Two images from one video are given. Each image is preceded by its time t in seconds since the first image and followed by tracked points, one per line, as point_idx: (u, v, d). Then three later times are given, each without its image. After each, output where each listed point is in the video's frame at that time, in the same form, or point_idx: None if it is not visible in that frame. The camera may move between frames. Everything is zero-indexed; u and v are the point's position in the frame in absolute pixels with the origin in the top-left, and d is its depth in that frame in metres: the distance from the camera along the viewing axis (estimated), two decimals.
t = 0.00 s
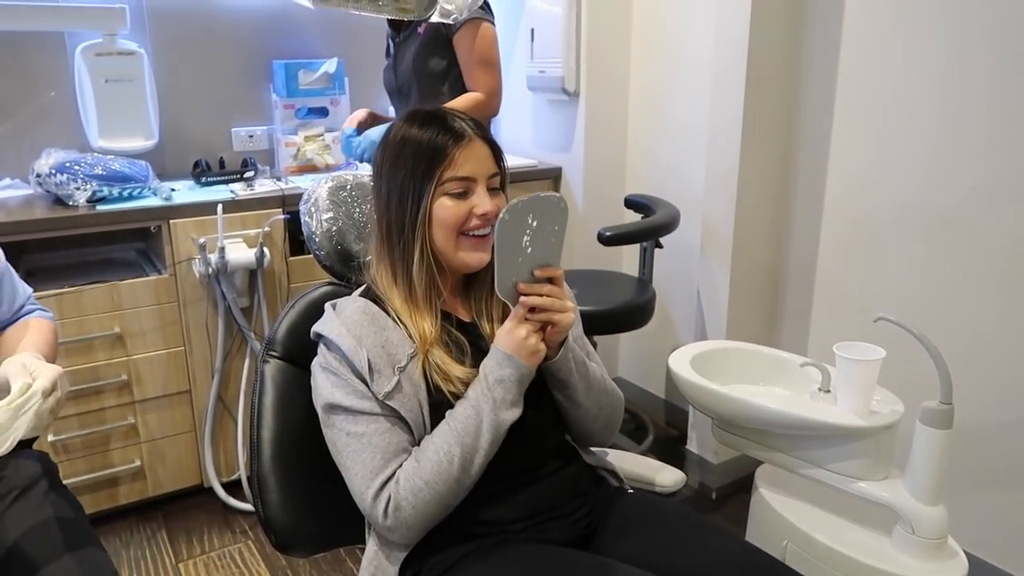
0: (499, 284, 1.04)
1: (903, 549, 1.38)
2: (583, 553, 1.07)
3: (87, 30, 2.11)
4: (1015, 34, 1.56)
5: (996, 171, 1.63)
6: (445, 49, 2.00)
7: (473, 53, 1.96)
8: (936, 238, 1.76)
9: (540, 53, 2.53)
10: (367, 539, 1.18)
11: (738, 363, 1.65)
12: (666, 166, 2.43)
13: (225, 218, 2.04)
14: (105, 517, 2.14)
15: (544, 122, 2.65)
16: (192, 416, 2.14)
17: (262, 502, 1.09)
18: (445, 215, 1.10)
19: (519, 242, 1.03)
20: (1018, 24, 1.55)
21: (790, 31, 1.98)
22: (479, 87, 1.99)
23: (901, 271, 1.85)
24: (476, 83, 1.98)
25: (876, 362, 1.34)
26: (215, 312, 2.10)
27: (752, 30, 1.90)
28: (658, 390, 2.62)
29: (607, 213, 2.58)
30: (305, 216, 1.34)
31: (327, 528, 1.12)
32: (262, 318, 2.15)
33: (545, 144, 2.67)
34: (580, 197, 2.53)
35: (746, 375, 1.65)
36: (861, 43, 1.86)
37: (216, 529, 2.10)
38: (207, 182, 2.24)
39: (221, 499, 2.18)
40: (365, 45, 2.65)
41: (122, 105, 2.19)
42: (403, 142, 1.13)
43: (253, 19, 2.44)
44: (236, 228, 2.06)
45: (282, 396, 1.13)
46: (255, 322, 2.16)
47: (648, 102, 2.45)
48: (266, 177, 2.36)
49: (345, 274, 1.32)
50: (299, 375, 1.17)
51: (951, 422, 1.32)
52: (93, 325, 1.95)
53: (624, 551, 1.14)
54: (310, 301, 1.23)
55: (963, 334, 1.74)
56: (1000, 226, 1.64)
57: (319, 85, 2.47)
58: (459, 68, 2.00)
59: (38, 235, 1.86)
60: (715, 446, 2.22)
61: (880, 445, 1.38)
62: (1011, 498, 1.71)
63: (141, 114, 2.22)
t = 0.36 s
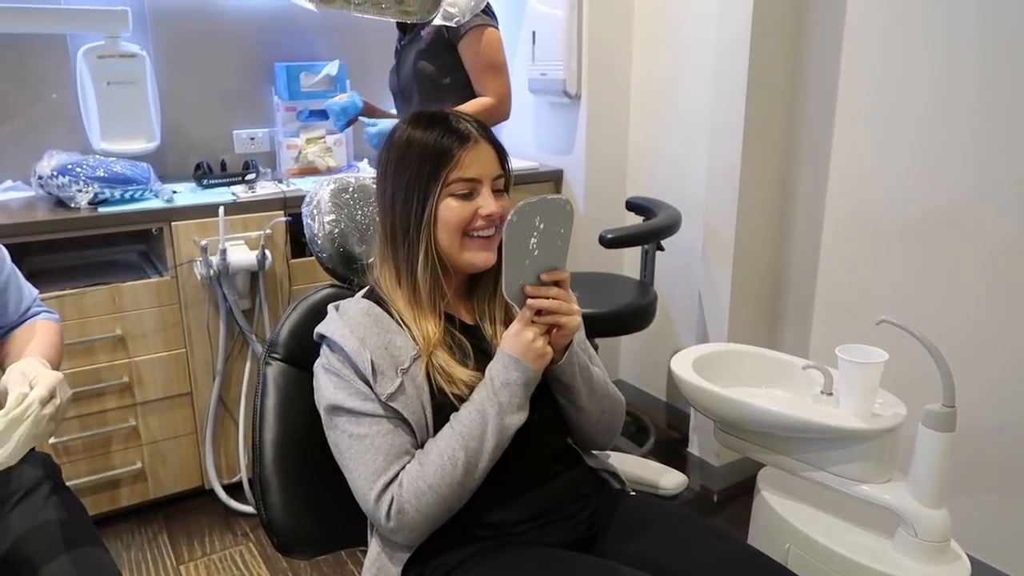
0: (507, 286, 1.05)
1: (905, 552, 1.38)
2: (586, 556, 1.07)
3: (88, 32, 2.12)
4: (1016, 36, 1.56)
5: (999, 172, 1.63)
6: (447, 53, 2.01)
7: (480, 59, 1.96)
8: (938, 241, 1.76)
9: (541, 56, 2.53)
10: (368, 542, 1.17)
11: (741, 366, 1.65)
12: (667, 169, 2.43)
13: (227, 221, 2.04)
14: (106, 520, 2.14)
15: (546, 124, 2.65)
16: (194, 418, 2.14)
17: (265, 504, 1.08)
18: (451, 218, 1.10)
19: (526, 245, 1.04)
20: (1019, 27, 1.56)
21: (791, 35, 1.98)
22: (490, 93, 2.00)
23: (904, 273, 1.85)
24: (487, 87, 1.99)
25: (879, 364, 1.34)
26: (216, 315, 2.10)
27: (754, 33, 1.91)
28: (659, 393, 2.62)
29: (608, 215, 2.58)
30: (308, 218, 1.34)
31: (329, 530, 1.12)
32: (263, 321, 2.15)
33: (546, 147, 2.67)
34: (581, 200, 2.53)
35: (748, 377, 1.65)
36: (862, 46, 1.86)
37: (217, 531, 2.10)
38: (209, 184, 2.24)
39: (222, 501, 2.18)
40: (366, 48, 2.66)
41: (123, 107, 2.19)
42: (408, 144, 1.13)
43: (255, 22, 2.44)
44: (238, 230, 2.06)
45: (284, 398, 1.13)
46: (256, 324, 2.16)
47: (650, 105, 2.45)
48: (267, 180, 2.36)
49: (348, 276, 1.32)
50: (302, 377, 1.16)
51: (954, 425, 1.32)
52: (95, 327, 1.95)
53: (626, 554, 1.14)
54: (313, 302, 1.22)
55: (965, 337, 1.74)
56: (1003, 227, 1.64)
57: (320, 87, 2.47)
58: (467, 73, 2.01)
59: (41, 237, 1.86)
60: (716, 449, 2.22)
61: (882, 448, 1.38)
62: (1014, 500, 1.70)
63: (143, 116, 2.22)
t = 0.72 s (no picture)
0: (516, 290, 1.05)
1: (909, 555, 1.38)
2: (590, 559, 1.06)
3: (91, 34, 2.12)
4: (1019, 40, 1.56)
5: (1003, 174, 1.63)
6: (451, 60, 2.01)
7: (484, 68, 1.96)
8: (940, 244, 1.76)
9: (543, 59, 2.53)
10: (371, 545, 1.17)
11: (744, 369, 1.65)
12: (669, 172, 2.43)
13: (229, 223, 2.04)
14: (108, 523, 2.14)
15: (548, 127, 2.65)
16: (195, 421, 2.14)
17: (269, 507, 1.08)
18: (455, 222, 1.11)
19: (535, 249, 1.04)
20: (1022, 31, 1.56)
21: (793, 38, 1.98)
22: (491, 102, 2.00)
23: (907, 276, 1.85)
24: (488, 94, 1.99)
25: (884, 367, 1.34)
26: (218, 317, 2.10)
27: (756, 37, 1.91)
28: (661, 396, 2.62)
29: (610, 218, 2.58)
30: (311, 220, 1.34)
31: (332, 533, 1.11)
32: (265, 323, 2.15)
33: (548, 150, 2.67)
34: (583, 203, 2.53)
35: (751, 381, 1.65)
36: (865, 49, 1.86)
37: (219, 534, 2.09)
38: (211, 187, 2.24)
39: (224, 504, 2.18)
40: (368, 51, 2.66)
41: (126, 110, 2.19)
42: (410, 147, 1.12)
43: (257, 24, 2.44)
44: (240, 233, 2.06)
45: (288, 401, 1.13)
46: (259, 327, 2.16)
47: (652, 108, 2.45)
48: (270, 182, 2.36)
49: (351, 279, 1.33)
50: (306, 380, 1.16)
51: (958, 428, 1.32)
52: (97, 330, 1.95)
53: (630, 557, 1.13)
54: (317, 305, 1.22)
55: (968, 340, 1.74)
56: (1007, 230, 1.64)
57: (323, 90, 2.47)
58: (471, 80, 2.01)
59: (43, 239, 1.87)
60: (718, 452, 2.22)
61: (886, 452, 1.38)
62: (1018, 504, 1.70)
63: (145, 119, 2.22)
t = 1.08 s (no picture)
0: (524, 295, 1.05)
1: (915, 559, 1.37)
2: (596, 562, 1.06)
3: (94, 37, 2.12)
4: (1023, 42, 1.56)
5: (1007, 176, 1.62)
6: (448, 63, 2.01)
7: (481, 72, 1.96)
8: (944, 247, 1.76)
9: (545, 62, 2.53)
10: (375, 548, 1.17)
11: (748, 372, 1.65)
12: (672, 175, 2.43)
13: (232, 225, 2.04)
14: (109, 525, 2.13)
15: (550, 130, 2.65)
16: (197, 423, 2.14)
17: (274, 509, 1.08)
18: (463, 226, 1.11)
19: (543, 254, 1.04)
20: None
21: (795, 40, 1.99)
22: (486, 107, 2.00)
23: (911, 278, 1.84)
24: (482, 100, 1.99)
25: (890, 370, 1.34)
26: (221, 319, 2.10)
27: (759, 40, 1.91)
28: (663, 398, 2.62)
29: (612, 221, 2.58)
30: (315, 223, 1.34)
31: (336, 536, 1.11)
32: (268, 325, 2.15)
33: (550, 152, 2.67)
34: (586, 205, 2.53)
35: (755, 384, 1.65)
36: (868, 52, 1.86)
37: (221, 536, 2.09)
38: (213, 189, 2.24)
39: (225, 506, 2.17)
40: (369, 53, 2.66)
41: (128, 112, 2.19)
42: (419, 150, 1.12)
43: (260, 26, 2.44)
44: (242, 235, 2.06)
45: (294, 404, 1.13)
46: (261, 329, 2.16)
47: (654, 110, 2.45)
48: (272, 185, 2.36)
49: (356, 282, 1.33)
50: (310, 382, 1.16)
51: (964, 431, 1.32)
52: (100, 332, 1.94)
53: (636, 560, 1.13)
54: (321, 308, 1.22)
55: (972, 342, 1.74)
56: (1011, 232, 1.64)
57: (326, 92, 2.48)
58: (466, 84, 2.01)
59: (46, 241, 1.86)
60: (721, 455, 2.21)
61: (892, 454, 1.38)
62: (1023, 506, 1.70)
63: (147, 120, 2.22)
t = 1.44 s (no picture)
0: (524, 296, 1.05)
1: (914, 560, 1.38)
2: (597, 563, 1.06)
3: (89, 38, 2.11)
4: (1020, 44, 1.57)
5: (1005, 179, 1.63)
6: (449, 67, 2.01)
7: (484, 77, 1.98)
8: (941, 249, 1.77)
9: (541, 64, 2.53)
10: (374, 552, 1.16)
11: (746, 374, 1.65)
12: (668, 177, 2.43)
13: (228, 228, 2.03)
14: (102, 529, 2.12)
15: (546, 132, 2.65)
16: (193, 426, 2.13)
17: (272, 513, 1.08)
18: (464, 228, 1.10)
19: (542, 256, 1.04)
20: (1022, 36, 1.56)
21: (791, 43, 1.99)
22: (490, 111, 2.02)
23: (909, 280, 1.85)
24: (488, 105, 2.01)
25: (888, 372, 1.35)
26: (217, 322, 2.09)
27: (755, 43, 1.92)
28: (659, 400, 2.62)
29: (608, 223, 2.58)
30: (314, 225, 1.34)
31: (335, 540, 1.10)
32: (264, 328, 2.14)
33: (546, 154, 2.68)
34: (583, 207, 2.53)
35: (754, 385, 1.65)
36: (865, 54, 1.87)
37: (216, 540, 2.08)
38: (209, 191, 2.23)
39: (221, 510, 2.16)
40: (365, 55, 2.65)
41: (123, 114, 2.18)
42: (420, 152, 1.12)
43: (255, 28, 2.44)
44: (238, 238, 2.05)
45: (292, 408, 1.12)
46: (257, 331, 2.15)
47: (651, 112, 2.46)
48: (268, 187, 2.36)
49: (355, 284, 1.32)
50: (309, 385, 1.16)
51: (963, 433, 1.32)
52: (95, 335, 1.93)
53: (636, 562, 1.13)
54: (320, 310, 1.22)
55: (969, 344, 1.74)
56: (1009, 234, 1.64)
57: (321, 94, 2.47)
58: (468, 88, 2.02)
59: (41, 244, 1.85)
60: (717, 456, 2.22)
61: (891, 456, 1.38)
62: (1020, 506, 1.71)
63: (143, 123, 2.21)
